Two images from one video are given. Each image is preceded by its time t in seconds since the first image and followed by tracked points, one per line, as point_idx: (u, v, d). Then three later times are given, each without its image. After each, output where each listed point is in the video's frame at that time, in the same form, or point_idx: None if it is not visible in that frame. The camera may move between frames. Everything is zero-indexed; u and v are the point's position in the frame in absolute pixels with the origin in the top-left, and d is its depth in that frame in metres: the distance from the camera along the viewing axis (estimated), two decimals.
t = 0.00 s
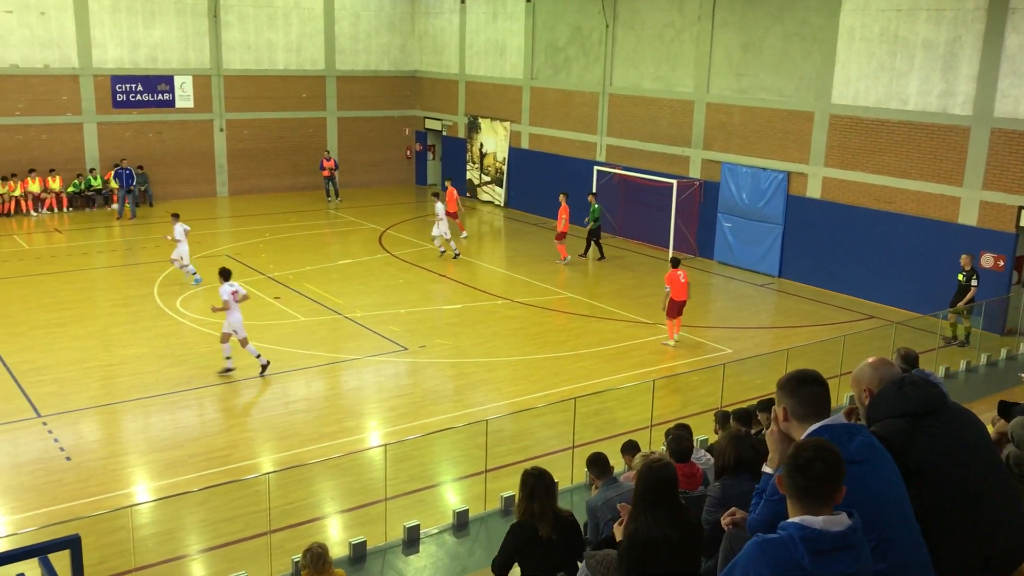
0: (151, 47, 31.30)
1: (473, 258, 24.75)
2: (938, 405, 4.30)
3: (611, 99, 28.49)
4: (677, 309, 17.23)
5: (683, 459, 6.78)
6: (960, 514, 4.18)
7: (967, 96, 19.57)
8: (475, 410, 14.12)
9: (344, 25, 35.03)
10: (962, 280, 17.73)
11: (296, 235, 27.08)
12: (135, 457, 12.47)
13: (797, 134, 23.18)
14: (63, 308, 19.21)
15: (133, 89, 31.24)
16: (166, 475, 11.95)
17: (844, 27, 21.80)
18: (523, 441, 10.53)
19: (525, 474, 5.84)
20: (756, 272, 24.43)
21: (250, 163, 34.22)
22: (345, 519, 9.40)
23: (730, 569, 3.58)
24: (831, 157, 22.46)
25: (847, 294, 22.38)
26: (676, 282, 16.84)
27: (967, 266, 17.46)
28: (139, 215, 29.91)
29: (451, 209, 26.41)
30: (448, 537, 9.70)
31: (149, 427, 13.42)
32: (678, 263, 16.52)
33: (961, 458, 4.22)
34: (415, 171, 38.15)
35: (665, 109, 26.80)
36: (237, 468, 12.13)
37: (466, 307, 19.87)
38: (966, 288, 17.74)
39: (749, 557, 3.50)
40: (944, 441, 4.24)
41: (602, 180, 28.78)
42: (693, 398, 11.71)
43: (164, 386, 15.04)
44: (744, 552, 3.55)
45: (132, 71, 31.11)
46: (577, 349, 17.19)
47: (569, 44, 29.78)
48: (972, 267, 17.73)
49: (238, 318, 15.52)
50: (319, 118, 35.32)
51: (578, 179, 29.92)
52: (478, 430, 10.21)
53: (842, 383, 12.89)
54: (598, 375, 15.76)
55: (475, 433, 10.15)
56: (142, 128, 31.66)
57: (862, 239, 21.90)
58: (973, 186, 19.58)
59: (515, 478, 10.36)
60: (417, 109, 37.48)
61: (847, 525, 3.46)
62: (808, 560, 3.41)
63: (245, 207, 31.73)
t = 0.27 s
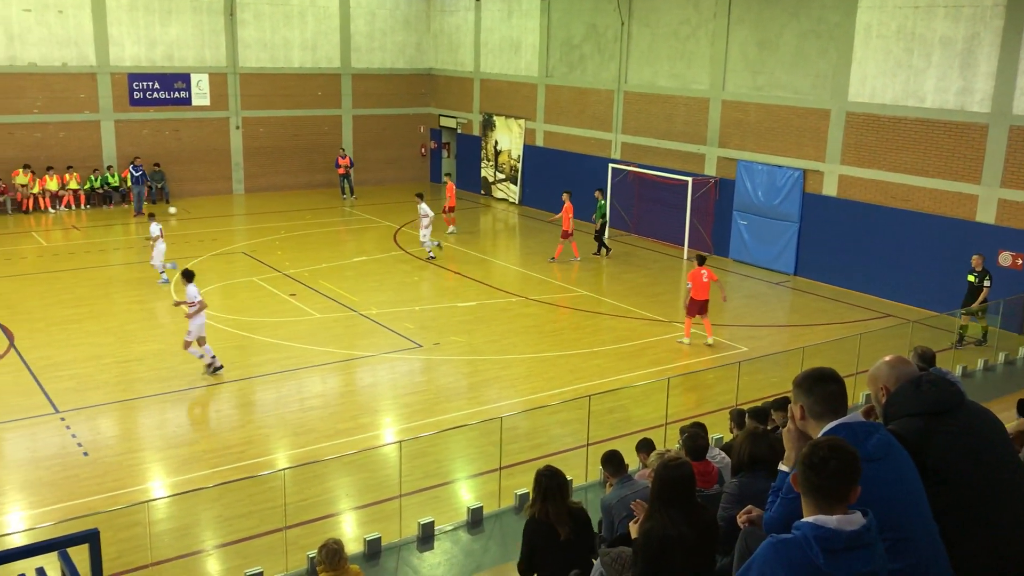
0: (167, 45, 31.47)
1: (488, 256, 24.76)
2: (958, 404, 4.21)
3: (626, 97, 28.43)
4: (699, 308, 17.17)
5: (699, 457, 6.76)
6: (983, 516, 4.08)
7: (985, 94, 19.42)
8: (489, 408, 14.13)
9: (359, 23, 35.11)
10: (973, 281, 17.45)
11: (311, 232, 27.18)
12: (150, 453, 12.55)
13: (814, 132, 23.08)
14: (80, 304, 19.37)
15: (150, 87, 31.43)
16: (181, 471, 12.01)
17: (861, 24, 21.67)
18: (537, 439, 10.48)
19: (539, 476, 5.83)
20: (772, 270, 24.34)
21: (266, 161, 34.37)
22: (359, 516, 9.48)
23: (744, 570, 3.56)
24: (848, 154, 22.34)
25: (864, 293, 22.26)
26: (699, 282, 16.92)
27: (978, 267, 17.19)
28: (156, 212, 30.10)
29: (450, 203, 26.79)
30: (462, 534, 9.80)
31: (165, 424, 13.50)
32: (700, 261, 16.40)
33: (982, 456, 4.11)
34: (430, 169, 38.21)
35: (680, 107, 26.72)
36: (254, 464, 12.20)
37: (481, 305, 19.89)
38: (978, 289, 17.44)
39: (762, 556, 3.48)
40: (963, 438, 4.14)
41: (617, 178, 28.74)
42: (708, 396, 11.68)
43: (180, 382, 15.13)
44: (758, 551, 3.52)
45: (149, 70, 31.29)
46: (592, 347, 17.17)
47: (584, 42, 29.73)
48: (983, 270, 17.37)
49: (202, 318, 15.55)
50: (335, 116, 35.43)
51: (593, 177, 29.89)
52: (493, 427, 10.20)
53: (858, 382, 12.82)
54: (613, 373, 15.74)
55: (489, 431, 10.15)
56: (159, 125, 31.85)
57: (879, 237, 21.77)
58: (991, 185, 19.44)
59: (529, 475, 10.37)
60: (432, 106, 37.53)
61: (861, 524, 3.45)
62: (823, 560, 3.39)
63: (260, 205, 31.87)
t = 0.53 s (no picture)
0: (181, 44, 31.58)
1: (500, 253, 24.76)
2: (974, 401, 4.13)
3: (638, 95, 28.36)
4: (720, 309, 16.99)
5: (712, 455, 6.73)
6: (1000, 515, 4.06)
7: (1001, 90, 19.28)
8: (501, 406, 14.13)
9: (372, 22, 35.16)
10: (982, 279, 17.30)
11: (324, 230, 27.24)
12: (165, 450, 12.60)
13: (827, 129, 22.97)
14: (95, 302, 19.46)
15: (163, 85, 31.56)
16: (196, 468, 12.06)
17: (875, 20, 21.54)
18: (549, 436, 10.51)
19: (552, 472, 5.87)
20: (785, 268, 24.24)
21: (279, 159, 34.47)
22: (372, 513, 9.55)
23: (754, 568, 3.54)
24: (862, 151, 22.22)
25: (878, 291, 22.14)
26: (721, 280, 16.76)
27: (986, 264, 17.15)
28: (170, 210, 30.23)
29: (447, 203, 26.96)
30: (475, 531, 9.78)
31: (179, 421, 13.56)
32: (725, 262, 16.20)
33: (999, 454, 4.05)
34: (442, 167, 38.23)
35: (693, 104, 26.64)
36: (267, 461, 12.24)
37: (493, 302, 19.88)
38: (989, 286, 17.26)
39: (771, 556, 3.46)
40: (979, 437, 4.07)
41: (629, 175, 28.67)
42: (721, 394, 11.64)
43: (193, 380, 15.19)
44: (766, 550, 3.51)
45: (162, 68, 31.42)
46: (604, 345, 17.14)
47: (596, 39, 29.67)
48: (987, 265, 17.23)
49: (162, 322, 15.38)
50: (347, 114, 35.49)
51: (605, 175, 29.86)
52: (505, 424, 10.19)
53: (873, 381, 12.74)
54: (625, 371, 15.71)
55: (501, 429, 10.13)
56: (173, 124, 31.98)
57: (893, 235, 21.66)
58: (1007, 182, 19.30)
59: (542, 473, 10.37)
60: (444, 104, 37.53)
61: (867, 519, 3.42)
62: (830, 557, 3.38)
63: (273, 203, 31.97)
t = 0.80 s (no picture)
0: (190, 43, 31.67)
1: (509, 252, 24.74)
2: (986, 400, 4.11)
3: (647, 92, 28.30)
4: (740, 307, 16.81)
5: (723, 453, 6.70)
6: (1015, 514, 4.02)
7: (1012, 86, 19.17)
8: (510, 404, 14.12)
9: (380, 20, 35.18)
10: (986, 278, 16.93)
11: (332, 228, 27.27)
12: (174, 448, 12.64)
13: (837, 126, 22.88)
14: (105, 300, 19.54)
15: (173, 84, 31.64)
16: (206, 466, 12.09)
17: (885, 17, 21.44)
18: (558, 435, 10.35)
19: (569, 470, 5.86)
20: (795, 265, 24.16)
21: (288, 157, 34.53)
22: (381, 511, 9.55)
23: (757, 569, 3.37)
24: (872, 148, 22.13)
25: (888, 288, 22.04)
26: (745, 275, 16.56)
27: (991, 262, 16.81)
28: (180, 208, 30.32)
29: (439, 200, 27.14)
30: (484, 529, 9.84)
31: (189, 419, 13.60)
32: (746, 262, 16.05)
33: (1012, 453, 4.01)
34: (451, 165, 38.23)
35: (702, 101, 26.58)
36: (276, 459, 12.27)
37: (501, 301, 19.87)
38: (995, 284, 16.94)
39: (774, 554, 3.30)
40: (992, 436, 4.04)
41: (638, 173, 28.61)
42: (730, 392, 11.60)
43: (203, 378, 15.23)
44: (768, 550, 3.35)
45: (172, 67, 31.50)
46: (613, 343, 17.11)
47: (605, 36, 29.62)
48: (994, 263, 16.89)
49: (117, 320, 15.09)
50: (356, 112, 35.53)
51: (614, 172, 29.80)
52: (513, 423, 10.18)
53: (883, 379, 12.67)
54: (634, 369, 15.68)
55: (510, 427, 10.12)
56: (182, 122, 32.08)
57: (903, 232, 21.56)
58: (1018, 179, 19.18)
59: (551, 471, 10.37)
60: (453, 102, 37.53)
61: (867, 504, 3.31)
62: (831, 540, 3.25)
63: (282, 201, 32.02)
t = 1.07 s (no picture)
0: (195, 39, 31.70)
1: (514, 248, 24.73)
2: (994, 396, 4.10)
3: (653, 88, 28.25)
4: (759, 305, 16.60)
5: (728, 451, 6.70)
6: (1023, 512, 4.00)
7: (1020, 83, 19.08)
8: (515, 400, 14.11)
9: (385, 16, 35.16)
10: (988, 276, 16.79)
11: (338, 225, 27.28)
12: (180, 444, 12.66)
13: (843, 122, 22.82)
14: (112, 296, 19.59)
15: (178, 80, 31.65)
16: (212, 462, 12.11)
17: (892, 13, 21.35)
18: (563, 431, 10.51)
19: (580, 467, 5.87)
20: (801, 262, 24.11)
21: (294, 154, 34.56)
22: (386, 507, 9.51)
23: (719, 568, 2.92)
24: (879, 145, 22.06)
25: (894, 285, 21.99)
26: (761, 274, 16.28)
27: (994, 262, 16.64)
28: (186, 205, 30.37)
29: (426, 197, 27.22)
30: (489, 525, 9.82)
31: (195, 414, 13.64)
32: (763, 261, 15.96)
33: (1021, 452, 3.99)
34: (457, 161, 38.22)
35: (708, 97, 26.52)
36: (282, 455, 12.28)
37: (507, 297, 19.87)
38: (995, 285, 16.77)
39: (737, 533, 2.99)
40: (1002, 432, 4.01)
41: (644, 169, 28.57)
42: (736, 389, 11.58)
43: (210, 373, 15.26)
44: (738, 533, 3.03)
45: (177, 63, 31.52)
46: (618, 339, 17.09)
47: (611, 32, 29.55)
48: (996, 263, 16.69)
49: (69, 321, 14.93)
50: (361, 108, 35.52)
51: (620, 169, 29.76)
52: (519, 419, 10.17)
53: (889, 376, 12.61)
54: (640, 366, 15.66)
55: (515, 423, 10.12)
56: (188, 119, 32.13)
57: (910, 229, 21.48)
58: None
59: (557, 468, 10.38)
60: (458, 98, 37.49)
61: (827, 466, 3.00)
62: (789, 506, 2.89)
63: (288, 198, 32.05)
